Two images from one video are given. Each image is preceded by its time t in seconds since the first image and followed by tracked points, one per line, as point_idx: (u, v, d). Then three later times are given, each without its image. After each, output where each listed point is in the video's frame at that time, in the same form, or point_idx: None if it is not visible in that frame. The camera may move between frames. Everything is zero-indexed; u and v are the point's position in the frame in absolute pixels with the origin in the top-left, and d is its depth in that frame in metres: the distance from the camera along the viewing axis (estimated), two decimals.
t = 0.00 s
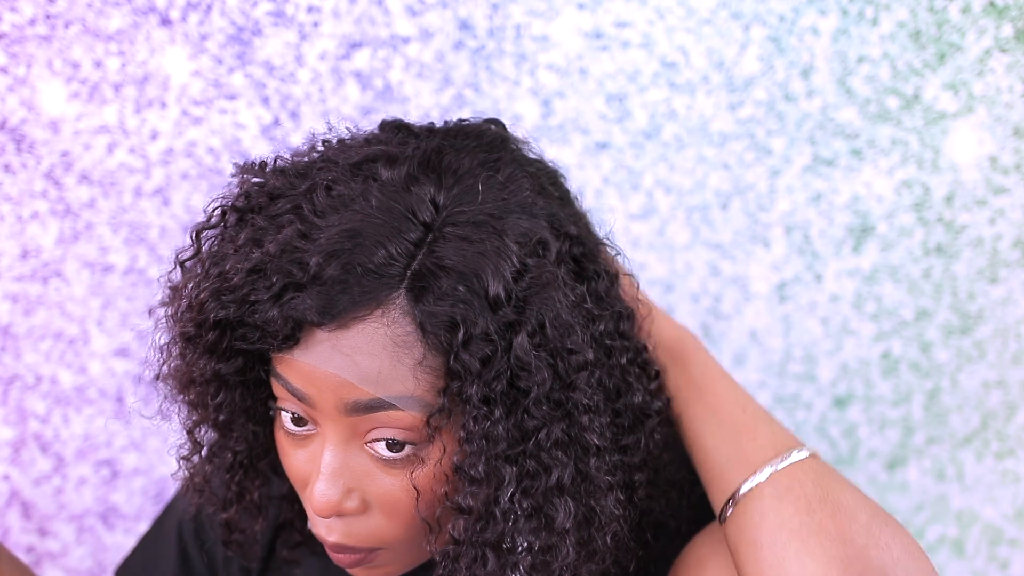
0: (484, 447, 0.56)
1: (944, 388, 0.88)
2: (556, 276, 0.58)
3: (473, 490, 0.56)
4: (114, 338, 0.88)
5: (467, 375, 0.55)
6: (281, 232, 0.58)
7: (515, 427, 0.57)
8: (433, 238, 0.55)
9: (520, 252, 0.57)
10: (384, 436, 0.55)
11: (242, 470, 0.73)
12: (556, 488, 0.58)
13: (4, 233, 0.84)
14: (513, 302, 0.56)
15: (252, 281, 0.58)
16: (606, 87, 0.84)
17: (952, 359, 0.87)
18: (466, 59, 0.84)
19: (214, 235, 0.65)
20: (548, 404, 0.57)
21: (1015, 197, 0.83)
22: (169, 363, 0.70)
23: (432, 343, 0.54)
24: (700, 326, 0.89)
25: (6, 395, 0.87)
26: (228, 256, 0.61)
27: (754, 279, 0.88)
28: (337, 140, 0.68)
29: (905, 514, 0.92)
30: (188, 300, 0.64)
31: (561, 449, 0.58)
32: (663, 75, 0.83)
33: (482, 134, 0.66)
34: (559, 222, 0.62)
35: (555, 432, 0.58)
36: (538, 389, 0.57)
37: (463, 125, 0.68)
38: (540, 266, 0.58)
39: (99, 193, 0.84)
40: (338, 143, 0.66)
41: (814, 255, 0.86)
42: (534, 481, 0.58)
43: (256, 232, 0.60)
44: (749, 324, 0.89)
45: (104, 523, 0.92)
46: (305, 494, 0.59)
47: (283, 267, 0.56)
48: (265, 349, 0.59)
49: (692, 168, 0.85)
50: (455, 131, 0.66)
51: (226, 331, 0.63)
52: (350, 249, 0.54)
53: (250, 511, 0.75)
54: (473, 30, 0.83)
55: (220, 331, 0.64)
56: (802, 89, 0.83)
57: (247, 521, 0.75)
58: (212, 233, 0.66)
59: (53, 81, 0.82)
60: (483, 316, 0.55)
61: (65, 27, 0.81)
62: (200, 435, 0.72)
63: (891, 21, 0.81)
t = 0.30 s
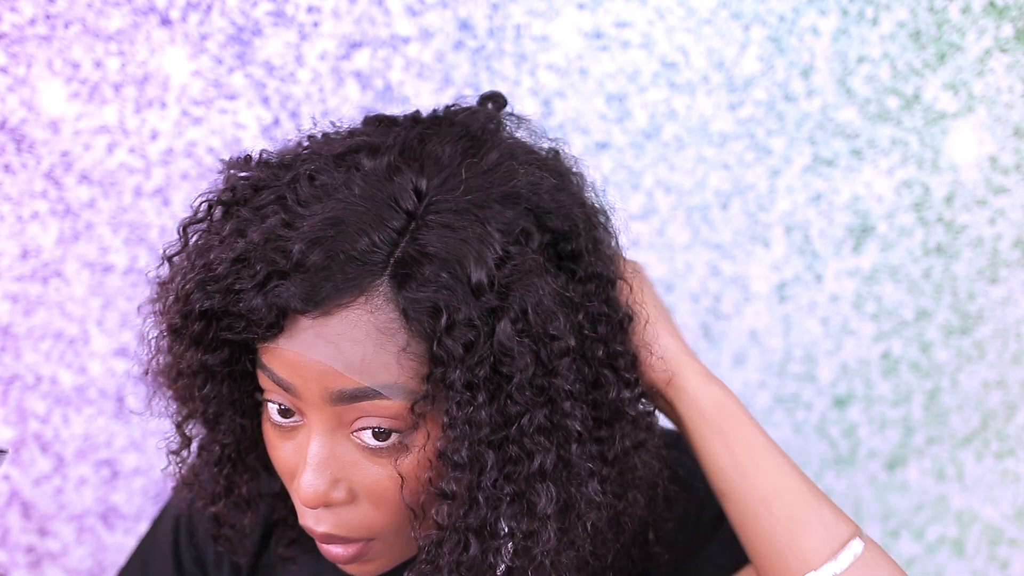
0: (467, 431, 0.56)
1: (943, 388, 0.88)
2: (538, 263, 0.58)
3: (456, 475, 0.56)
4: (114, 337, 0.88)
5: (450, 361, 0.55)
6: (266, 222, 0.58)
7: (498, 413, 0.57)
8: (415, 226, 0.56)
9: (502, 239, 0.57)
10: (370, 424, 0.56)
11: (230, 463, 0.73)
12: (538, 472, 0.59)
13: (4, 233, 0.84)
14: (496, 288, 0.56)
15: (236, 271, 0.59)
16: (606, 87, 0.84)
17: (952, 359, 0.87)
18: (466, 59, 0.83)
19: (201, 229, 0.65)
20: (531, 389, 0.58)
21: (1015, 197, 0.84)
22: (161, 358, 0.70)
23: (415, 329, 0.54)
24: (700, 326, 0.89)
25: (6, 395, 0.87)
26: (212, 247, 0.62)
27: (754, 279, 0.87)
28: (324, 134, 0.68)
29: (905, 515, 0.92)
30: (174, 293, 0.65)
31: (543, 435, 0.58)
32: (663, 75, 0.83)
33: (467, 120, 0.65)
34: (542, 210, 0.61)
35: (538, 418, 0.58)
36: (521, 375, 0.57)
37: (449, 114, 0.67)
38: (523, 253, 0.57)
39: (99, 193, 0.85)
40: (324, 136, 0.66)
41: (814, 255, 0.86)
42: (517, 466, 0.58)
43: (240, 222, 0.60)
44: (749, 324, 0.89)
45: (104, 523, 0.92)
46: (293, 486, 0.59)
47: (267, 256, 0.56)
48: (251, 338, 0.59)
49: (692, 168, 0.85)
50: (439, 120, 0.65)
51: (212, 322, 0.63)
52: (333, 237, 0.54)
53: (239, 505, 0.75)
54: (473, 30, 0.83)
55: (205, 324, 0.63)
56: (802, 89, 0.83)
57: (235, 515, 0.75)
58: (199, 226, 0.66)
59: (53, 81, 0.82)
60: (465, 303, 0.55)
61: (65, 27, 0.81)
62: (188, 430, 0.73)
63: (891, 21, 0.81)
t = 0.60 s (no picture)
0: (466, 410, 0.57)
1: (944, 389, 0.88)
2: (528, 247, 0.60)
3: (457, 454, 0.58)
4: (114, 337, 0.88)
5: (448, 342, 0.56)
6: (260, 213, 0.59)
7: (495, 392, 0.59)
8: (408, 212, 0.57)
9: (492, 224, 0.58)
10: (369, 411, 0.55)
11: (223, 462, 0.73)
12: (536, 448, 0.61)
13: (4, 232, 0.84)
14: (489, 270, 0.57)
15: (233, 262, 0.60)
16: (606, 87, 0.84)
17: (952, 359, 0.87)
18: (466, 59, 0.83)
19: (190, 228, 0.66)
20: (526, 368, 0.59)
21: (1015, 197, 0.84)
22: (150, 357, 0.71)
23: (413, 312, 0.55)
24: (700, 326, 0.89)
25: (6, 395, 0.87)
26: (205, 241, 0.63)
27: (754, 279, 0.87)
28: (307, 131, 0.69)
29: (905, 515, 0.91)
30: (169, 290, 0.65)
31: (539, 413, 0.61)
32: (663, 75, 0.83)
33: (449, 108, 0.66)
34: (530, 196, 0.62)
35: (534, 397, 0.60)
36: (516, 354, 0.58)
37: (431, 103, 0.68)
38: (513, 237, 0.59)
39: (99, 193, 0.85)
40: (310, 131, 0.67)
41: (815, 255, 0.86)
42: (515, 443, 0.60)
43: (233, 215, 0.62)
44: (749, 324, 0.88)
45: (104, 523, 0.92)
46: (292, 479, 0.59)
47: (264, 245, 0.57)
48: (247, 329, 0.60)
49: (692, 168, 0.85)
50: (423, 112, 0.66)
51: (206, 314, 0.64)
52: (328, 225, 0.55)
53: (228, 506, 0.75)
54: (473, 30, 0.83)
55: (200, 318, 0.64)
56: (802, 89, 0.83)
57: (228, 516, 0.75)
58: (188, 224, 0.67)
59: (53, 81, 0.82)
60: (460, 285, 0.56)
61: (65, 27, 0.81)
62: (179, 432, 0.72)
63: (891, 21, 0.81)
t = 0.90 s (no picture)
0: (511, 375, 0.58)
1: (944, 388, 0.88)
2: (555, 217, 0.61)
3: (504, 420, 0.58)
4: (114, 337, 0.88)
5: (490, 309, 0.57)
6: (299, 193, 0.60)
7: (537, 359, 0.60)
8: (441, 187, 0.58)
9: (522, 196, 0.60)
10: (411, 383, 0.56)
11: (260, 444, 0.71)
12: (580, 409, 0.62)
13: (4, 233, 0.84)
14: (523, 240, 0.59)
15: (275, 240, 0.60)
16: (606, 87, 0.84)
17: (952, 359, 0.87)
18: (466, 59, 0.83)
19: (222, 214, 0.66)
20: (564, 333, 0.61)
21: (1015, 197, 0.84)
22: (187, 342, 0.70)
23: (453, 282, 0.56)
24: (700, 326, 0.89)
25: (6, 395, 0.87)
26: (244, 224, 0.63)
27: (754, 279, 0.87)
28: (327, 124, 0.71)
29: (905, 515, 0.91)
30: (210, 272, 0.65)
31: (580, 376, 0.62)
32: (663, 75, 0.83)
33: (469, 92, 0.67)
34: (553, 172, 0.64)
35: (574, 360, 0.61)
36: (555, 319, 0.60)
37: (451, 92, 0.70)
38: (541, 208, 0.60)
39: (99, 193, 0.84)
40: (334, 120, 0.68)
41: (814, 255, 0.86)
42: (559, 406, 0.62)
43: (269, 197, 0.62)
44: (749, 324, 0.88)
45: (104, 523, 0.92)
46: (335, 456, 0.59)
47: (308, 222, 0.58)
48: (289, 307, 0.59)
49: (692, 168, 0.85)
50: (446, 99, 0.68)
51: (249, 293, 0.63)
52: (369, 201, 0.57)
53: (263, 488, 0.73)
54: (473, 30, 0.83)
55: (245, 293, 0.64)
56: (802, 89, 0.83)
57: (263, 498, 0.73)
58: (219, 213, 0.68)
59: (53, 81, 0.82)
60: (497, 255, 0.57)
61: (65, 27, 0.81)
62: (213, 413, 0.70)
63: (891, 21, 0.81)
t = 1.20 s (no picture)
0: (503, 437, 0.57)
1: (944, 388, 0.88)
2: (548, 275, 0.58)
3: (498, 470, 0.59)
4: (114, 337, 0.87)
5: (480, 379, 0.55)
6: (291, 262, 0.57)
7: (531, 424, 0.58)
8: (433, 253, 0.54)
9: (514, 257, 0.56)
10: (402, 439, 0.55)
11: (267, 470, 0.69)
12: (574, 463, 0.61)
13: (4, 232, 0.85)
14: (514, 305, 0.56)
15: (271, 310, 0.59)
16: (606, 87, 0.84)
17: (952, 359, 0.87)
18: (466, 59, 0.83)
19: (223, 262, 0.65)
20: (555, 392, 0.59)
21: (1015, 197, 0.84)
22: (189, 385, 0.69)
23: (443, 352, 0.54)
24: (700, 326, 0.88)
25: (7, 395, 0.87)
26: (240, 286, 0.62)
27: (754, 279, 0.87)
28: (332, 155, 0.67)
29: (905, 515, 0.91)
30: (207, 329, 0.64)
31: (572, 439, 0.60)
32: (663, 75, 0.83)
33: (462, 135, 0.64)
34: (550, 225, 0.60)
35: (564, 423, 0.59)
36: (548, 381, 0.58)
37: (451, 130, 0.65)
38: (534, 267, 0.57)
39: (99, 193, 0.85)
40: (330, 159, 0.64)
41: (814, 255, 0.86)
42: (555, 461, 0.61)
43: (263, 260, 0.60)
44: (749, 324, 0.88)
45: (105, 523, 0.91)
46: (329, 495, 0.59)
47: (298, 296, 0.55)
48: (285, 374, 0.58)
49: (692, 168, 0.85)
50: (444, 140, 0.63)
51: (246, 352, 0.62)
52: (359, 276, 0.53)
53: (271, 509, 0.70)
54: (473, 30, 0.83)
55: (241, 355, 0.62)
56: (802, 89, 0.83)
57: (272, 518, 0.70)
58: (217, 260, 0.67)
59: (53, 81, 0.82)
60: (488, 325, 0.55)
61: (65, 27, 0.81)
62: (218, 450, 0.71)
63: (891, 21, 0.82)
